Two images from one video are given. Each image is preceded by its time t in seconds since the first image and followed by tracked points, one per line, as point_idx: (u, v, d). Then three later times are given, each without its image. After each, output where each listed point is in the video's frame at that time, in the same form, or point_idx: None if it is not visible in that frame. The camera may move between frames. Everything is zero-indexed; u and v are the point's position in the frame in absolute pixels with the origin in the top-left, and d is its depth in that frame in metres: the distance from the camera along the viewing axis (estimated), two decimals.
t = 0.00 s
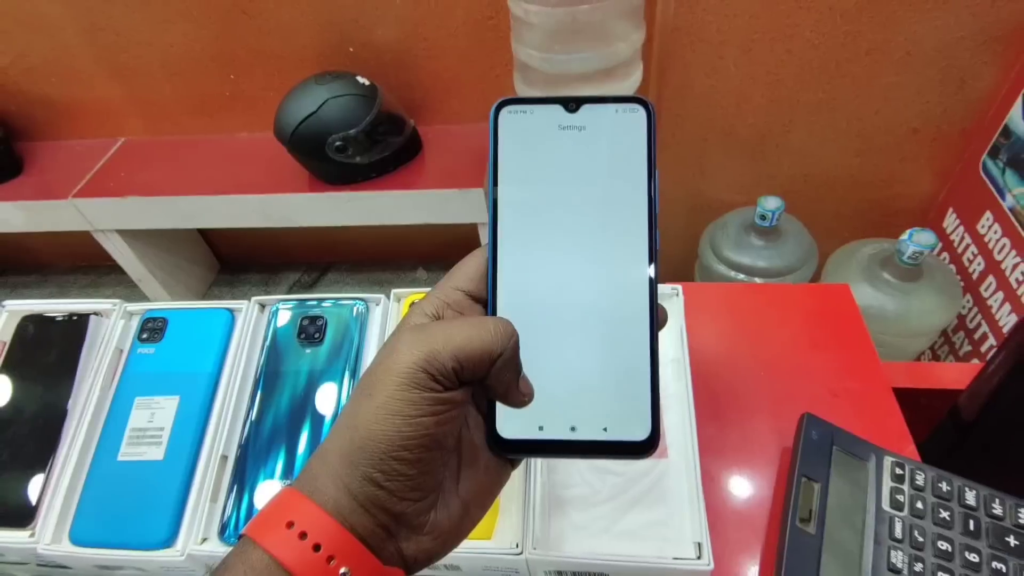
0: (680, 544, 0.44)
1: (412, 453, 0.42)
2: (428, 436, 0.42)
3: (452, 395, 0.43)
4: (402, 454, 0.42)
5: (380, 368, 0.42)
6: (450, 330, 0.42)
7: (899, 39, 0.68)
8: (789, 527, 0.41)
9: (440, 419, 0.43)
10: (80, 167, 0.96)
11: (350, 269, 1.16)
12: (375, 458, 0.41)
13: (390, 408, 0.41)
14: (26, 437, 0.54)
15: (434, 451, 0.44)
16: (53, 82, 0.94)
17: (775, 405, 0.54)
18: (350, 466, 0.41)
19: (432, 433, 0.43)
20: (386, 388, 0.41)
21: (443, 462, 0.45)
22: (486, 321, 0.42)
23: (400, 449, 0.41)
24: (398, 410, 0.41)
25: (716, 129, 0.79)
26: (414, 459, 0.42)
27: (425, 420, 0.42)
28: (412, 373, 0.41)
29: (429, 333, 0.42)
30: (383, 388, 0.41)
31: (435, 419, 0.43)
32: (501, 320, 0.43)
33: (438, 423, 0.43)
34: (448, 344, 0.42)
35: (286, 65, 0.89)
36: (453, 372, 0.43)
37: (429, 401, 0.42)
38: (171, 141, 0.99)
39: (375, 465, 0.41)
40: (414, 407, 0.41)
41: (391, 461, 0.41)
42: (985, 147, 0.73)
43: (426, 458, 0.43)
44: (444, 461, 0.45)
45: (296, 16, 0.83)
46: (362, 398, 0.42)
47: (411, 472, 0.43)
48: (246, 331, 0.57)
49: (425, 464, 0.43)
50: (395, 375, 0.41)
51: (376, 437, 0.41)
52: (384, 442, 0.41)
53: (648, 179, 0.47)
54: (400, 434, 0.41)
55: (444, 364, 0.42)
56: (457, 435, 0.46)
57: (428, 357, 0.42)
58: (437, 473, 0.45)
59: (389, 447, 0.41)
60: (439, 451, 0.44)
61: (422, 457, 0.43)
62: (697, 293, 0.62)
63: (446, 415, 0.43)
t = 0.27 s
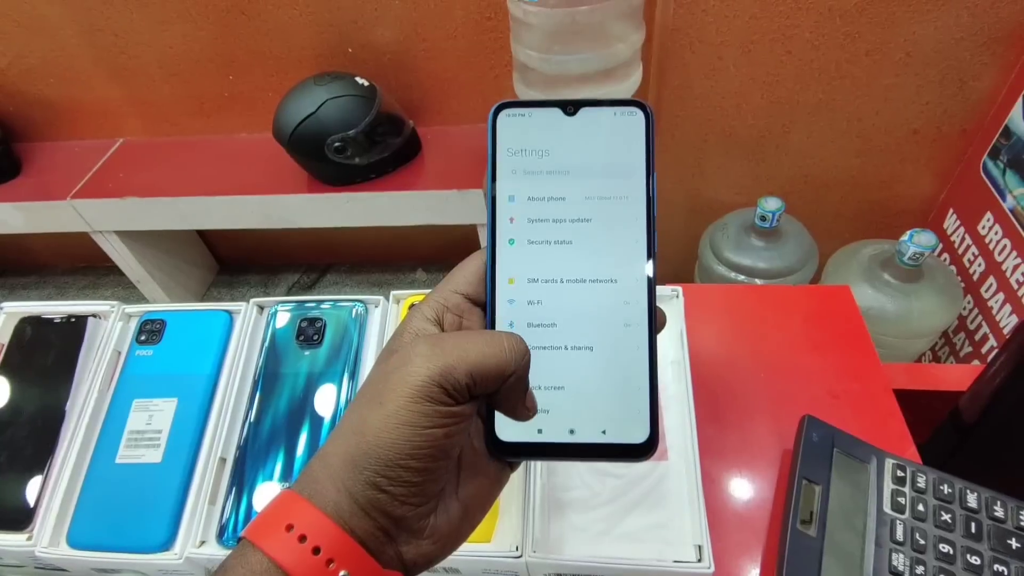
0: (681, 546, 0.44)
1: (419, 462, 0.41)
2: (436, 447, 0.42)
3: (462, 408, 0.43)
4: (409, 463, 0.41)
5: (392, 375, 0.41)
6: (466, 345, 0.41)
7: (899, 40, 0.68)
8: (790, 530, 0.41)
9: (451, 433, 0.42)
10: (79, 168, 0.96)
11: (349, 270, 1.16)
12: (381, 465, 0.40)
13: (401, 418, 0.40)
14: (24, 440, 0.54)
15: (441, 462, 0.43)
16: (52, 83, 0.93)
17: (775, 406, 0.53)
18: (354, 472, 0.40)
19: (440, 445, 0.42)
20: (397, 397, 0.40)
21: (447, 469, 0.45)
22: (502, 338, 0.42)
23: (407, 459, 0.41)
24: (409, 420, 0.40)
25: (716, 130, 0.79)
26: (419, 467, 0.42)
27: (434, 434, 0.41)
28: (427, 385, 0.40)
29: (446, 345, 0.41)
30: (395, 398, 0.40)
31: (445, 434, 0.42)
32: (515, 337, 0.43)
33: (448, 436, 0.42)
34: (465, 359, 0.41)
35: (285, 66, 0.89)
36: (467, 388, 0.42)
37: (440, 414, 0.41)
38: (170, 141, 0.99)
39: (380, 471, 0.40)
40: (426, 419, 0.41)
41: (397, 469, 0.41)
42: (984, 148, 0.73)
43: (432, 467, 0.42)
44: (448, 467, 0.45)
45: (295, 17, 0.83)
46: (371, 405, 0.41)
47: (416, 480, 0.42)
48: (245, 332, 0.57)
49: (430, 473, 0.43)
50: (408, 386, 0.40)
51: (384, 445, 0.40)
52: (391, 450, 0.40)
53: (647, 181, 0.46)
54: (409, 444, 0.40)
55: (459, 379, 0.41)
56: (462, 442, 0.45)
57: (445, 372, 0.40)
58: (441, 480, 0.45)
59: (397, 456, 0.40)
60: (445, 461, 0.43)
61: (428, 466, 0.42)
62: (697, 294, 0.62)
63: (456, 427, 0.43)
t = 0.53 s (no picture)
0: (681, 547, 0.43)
1: (411, 457, 0.41)
2: (427, 440, 0.42)
3: (450, 398, 0.43)
4: (402, 459, 0.40)
5: (377, 374, 0.42)
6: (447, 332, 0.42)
7: (900, 39, 0.68)
8: (791, 531, 0.40)
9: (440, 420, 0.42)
10: (78, 168, 0.96)
11: (349, 270, 1.15)
12: (376, 463, 0.40)
13: (390, 413, 0.40)
14: (21, 440, 0.54)
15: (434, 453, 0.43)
16: (51, 82, 0.93)
17: (775, 407, 0.53)
18: (347, 473, 0.39)
19: (432, 438, 0.42)
20: (384, 393, 0.40)
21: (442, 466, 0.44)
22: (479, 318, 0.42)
23: (399, 454, 0.40)
24: (399, 413, 0.40)
25: (716, 130, 0.79)
26: (413, 463, 0.41)
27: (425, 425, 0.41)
28: (413, 377, 0.41)
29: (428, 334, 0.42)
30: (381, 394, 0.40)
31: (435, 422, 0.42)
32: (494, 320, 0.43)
33: (438, 428, 0.42)
34: (446, 348, 0.41)
35: (284, 66, 0.88)
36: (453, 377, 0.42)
37: (426, 404, 0.41)
38: (168, 141, 0.98)
39: (372, 469, 0.40)
40: (414, 410, 0.41)
41: (389, 468, 0.40)
42: (985, 147, 0.73)
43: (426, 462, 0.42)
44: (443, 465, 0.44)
45: (293, 17, 0.83)
46: (358, 406, 0.41)
47: (410, 477, 0.41)
48: (243, 332, 0.57)
49: (424, 469, 0.42)
50: (393, 380, 0.41)
51: (375, 442, 0.40)
52: (384, 446, 0.40)
53: (647, 187, 0.46)
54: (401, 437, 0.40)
55: (444, 369, 0.41)
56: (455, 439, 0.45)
57: (428, 362, 0.41)
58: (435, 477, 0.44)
59: (391, 453, 0.40)
60: (436, 455, 0.43)
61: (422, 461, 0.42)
62: (697, 294, 0.62)
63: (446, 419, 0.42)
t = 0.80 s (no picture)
0: (680, 545, 0.43)
1: (406, 407, 0.44)
2: (417, 387, 0.44)
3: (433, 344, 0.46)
4: (396, 411, 0.43)
5: (366, 343, 0.45)
6: (414, 286, 0.45)
7: (900, 38, 0.67)
8: (791, 529, 0.40)
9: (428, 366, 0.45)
10: (77, 167, 0.96)
11: (349, 270, 1.15)
12: (373, 421, 0.43)
13: (377, 369, 0.44)
14: (18, 439, 0.53)
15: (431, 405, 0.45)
16: (50, 81, 0.93)
17: (775, 405, 0.53)
18: (349, 436, 0.42)
19: (421, 384, 0.44)
20: (372, 355, 0.44)
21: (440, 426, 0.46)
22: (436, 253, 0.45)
23: (393, 405, 0.43)
24: (384, 367, 0.44)
25: (716, 128, 0.79)
26: (410, 415, 0.44)
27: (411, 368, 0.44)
28: (395, 328, 0.45)
29: (399, 293, 0.46)
30: (369, 357, 0.44)
31: (424, 368, 0.45)
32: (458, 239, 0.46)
33: (426, 373, 0.45)
34: (412, 291, 0.45)
35: (284, 65, 0.88)
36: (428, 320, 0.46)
37: (410, 351, 0.45)
38: (168, 140, 0.98)
39: (371, 427, 0.42)
40: (400, 357, 0.44)
41: (386, 421, 0.43)
42: (985, 146, 0.73)
43: (421, 416, 0.44)
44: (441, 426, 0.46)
45: (293, 16, 0.83)
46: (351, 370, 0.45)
47: (408, 433, 0.44)
48: (241, 330, 0.57)
49: (422, 425, 0.45)
50: (376, 334, 0.45)
51: (370, 397, 0.43)
52: (377, 401, 0.43)
53: (611, 204, 0.47)
54: (390, 388, 0.43)
55: (415, 311, 0.45)
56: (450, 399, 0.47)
57: (401, 311, 0.45)
58: (436, 440, 0.46)
59: (384, 406, 0.43)
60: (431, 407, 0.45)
61: (417, 413, 0.44)
62: (696, 293, 0.62)
63: (431, 365, 0.45)
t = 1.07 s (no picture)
0: (680, 544, 0.43)
1: (450, 430, 0.39)
2: (466, 412, 0.40)
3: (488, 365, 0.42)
4: (441, 433, 0.39)
5: (417, 351, 0.40)
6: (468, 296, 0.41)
7: (900, 38, 0.67)
8: (789, 529, 0.40)
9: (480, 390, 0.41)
10: (77, 167, 0.96)
11: (348, 269, 1.15)
12: (413, 439, 0.38)
13: (424, 382, 0.39)
14: (18, 439, 0.54)
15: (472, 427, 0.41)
16: (50, 82, 0.93)
17: (775, 406, 0.53)
18: (381, 446, 0.38)
19: (470, 410, 0.40)
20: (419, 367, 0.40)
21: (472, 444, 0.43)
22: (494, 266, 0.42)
23: (437, 426, 0.39)
24: (434, 382, 0.39)
25: (715, 128, 0.79)
26: (450, 438, 0.40)
27: (467, 388, 0.39)
28: (453, 341, 0.40)
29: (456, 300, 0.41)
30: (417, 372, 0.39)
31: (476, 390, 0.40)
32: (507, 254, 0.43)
33: (478, 399, 0.40)
34: (476, 303, 0.40)
35: (284, 65, 0.88)
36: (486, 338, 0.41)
37: (466, 371, 0.40)
38: (168, 140, 0.98)
39: (409, 445, 0.38)
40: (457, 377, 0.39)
41: (427, 441, 0.39)
42: (985, 146, 0.73)
43: (460, 437, 0.40)
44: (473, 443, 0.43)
45: (293, 16, 0.83)
46: (396, 378, 0.40)
47: (445, 454, 0.40)
48: (240, 331, 0.57)
49: (459, 446, 0.41)
50: (431, 346, 0.40)
51: (411, 413, 0.38)
52: (422, 420, 0.38)
53: (630, 226, 0.46)
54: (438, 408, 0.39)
55: (476, 328, 0.40)
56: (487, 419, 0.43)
57: (462, 323, 0.40)
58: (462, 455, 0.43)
59: (429, 425, 0.39)
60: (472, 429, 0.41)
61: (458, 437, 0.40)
62: (696, 292, 0.62)
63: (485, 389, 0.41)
